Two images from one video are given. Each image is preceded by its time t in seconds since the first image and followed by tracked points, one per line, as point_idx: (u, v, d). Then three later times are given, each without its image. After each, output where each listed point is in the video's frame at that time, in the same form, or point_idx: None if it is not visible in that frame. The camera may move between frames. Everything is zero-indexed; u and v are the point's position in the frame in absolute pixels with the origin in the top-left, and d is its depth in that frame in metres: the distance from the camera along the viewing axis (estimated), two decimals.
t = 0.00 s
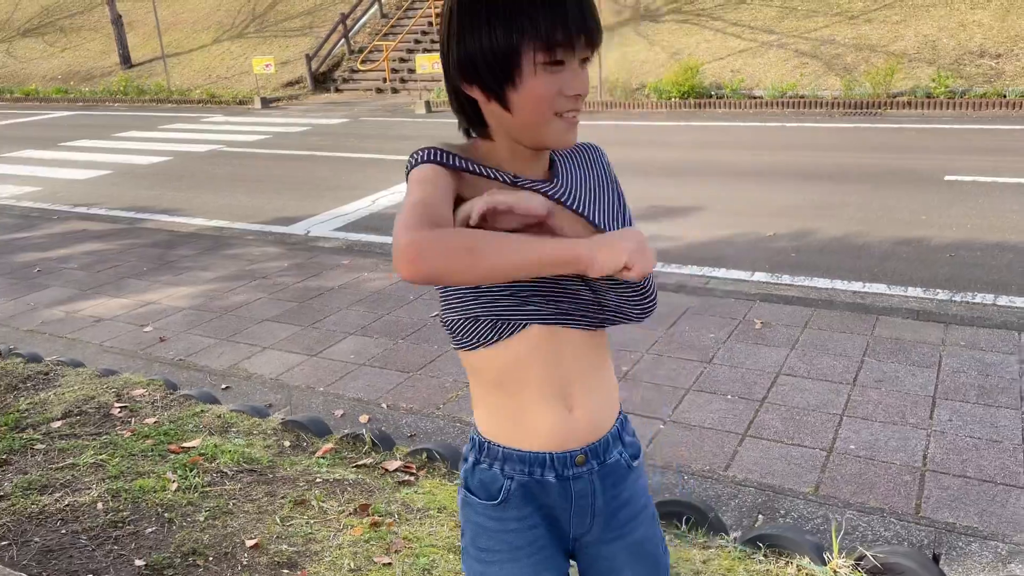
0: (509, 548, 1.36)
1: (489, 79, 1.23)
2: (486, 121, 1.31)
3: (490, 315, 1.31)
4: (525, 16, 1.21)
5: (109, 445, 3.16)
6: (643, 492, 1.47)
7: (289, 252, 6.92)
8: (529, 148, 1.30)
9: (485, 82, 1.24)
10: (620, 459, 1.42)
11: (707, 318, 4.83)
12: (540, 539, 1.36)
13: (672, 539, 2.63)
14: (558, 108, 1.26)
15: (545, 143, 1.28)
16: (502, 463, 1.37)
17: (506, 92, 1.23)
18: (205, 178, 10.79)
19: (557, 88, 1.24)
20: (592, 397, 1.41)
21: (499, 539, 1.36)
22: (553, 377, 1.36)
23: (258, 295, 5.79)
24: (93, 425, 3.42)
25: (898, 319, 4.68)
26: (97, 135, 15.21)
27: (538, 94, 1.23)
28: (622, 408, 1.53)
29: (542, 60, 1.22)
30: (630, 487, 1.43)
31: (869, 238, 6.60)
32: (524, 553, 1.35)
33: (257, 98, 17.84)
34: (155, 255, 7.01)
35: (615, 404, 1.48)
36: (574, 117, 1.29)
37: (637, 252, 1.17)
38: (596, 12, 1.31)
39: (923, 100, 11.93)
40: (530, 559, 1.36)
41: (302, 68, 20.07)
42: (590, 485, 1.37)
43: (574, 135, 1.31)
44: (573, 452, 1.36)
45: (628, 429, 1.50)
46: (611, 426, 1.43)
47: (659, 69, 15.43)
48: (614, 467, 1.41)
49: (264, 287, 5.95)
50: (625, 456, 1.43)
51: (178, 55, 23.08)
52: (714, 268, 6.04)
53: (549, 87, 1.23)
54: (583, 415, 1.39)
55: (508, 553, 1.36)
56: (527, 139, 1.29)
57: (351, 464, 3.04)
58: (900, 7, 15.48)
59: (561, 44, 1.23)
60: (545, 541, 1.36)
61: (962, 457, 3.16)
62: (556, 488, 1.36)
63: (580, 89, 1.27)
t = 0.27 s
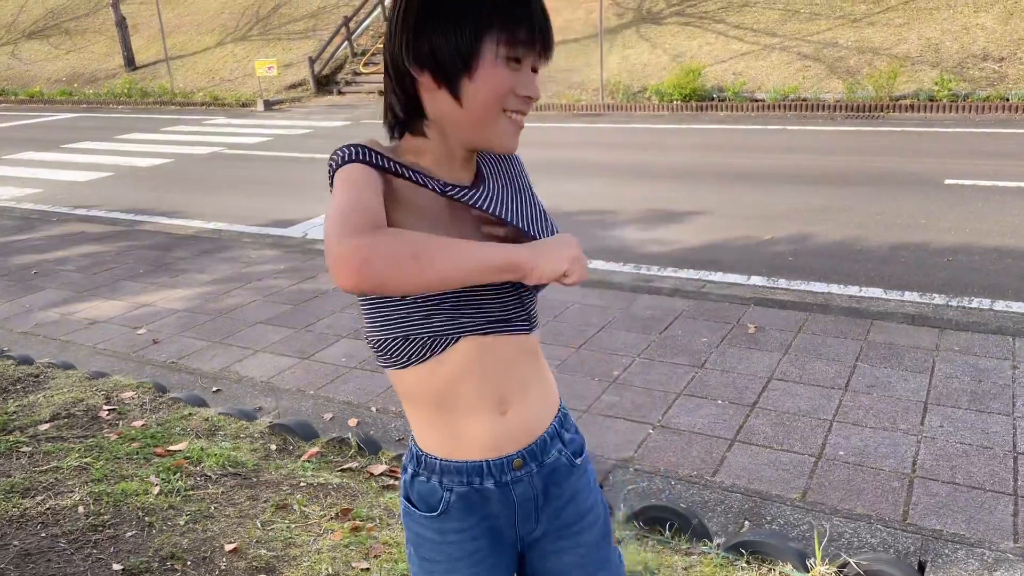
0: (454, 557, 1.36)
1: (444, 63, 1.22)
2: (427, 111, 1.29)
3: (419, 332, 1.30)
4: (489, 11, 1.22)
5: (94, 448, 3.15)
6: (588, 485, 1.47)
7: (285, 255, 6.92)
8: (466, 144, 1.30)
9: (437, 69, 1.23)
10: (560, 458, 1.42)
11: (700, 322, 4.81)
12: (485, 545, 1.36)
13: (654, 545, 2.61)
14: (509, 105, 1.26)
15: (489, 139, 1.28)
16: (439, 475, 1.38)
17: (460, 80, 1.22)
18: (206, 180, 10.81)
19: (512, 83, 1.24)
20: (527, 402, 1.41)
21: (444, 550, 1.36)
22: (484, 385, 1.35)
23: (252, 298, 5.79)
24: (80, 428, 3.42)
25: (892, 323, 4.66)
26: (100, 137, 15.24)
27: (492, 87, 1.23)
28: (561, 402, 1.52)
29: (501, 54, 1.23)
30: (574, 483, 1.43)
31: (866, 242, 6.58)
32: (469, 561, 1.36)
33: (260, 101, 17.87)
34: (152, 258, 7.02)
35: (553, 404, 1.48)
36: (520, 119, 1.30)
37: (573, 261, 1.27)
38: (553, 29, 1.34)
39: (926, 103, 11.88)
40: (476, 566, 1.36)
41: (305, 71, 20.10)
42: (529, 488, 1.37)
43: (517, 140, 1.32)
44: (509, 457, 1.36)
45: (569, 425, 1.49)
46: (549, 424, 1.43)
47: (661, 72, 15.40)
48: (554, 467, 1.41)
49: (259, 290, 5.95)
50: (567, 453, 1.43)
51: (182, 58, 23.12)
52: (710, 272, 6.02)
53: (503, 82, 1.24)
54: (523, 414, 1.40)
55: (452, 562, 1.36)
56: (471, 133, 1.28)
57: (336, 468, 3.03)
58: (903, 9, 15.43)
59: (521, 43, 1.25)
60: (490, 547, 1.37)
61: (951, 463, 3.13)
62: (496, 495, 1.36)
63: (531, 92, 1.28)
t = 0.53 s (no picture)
0: (405, 541, 1.41)
1: (398, 63, 1.27)
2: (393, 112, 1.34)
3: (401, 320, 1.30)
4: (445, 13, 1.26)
5: (88, 447, 3.17)
6: (557, 519, 1.43)
7: (288, 256, 6.94)
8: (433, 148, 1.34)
9: (396, 69, 1.28)
10: (524, 483, 1.40)
11: (699, 325, 4.80)
12: (434, 539, 1.39)
13: (643, 547, 2.61)
14: (465, 107, 1.30)
15: (452, 143, 1.32)
16: (403, 458, 1.44)
17: (416, 80, 1.28)
18: (212, 182, 10.85)
19: (468, 84, 1.28)
20: (498, 424, 1.40)
21: (399, 529, 1.42)
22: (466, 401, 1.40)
23: (254, 299, 5.81)
24: (76, 427, 3.43)
25: (892, 328, 4.63)
26: (108, 139, 15.34)
27: (447, 88, 1.27)
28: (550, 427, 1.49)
29: (457, 55, 1.27)
30: (537, 511, 1.40)
31: (869, 246, 6.55)
32: (417, 549, 1.40)
33: (268, 104, 17.94)
34: (156, 259, 7.05)
35: (535, 430, 1.45)
36: (483, 122, 1.33)
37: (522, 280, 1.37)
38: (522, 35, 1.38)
39: (934, 108, 11.84)
40: (422, 555, 1.40)
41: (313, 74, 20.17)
42: (483, 501, 1.38)
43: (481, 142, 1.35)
44: (468, 468, 1.38)
45: (549, 453, 1.46)
46: (521, 449, 1.41)
47: (668, 75, 15.38)
48: (514, 490, 1.39)
49: (261, 291, 5.97)
50: (534, 480, 1.41)
51: (192, 61, 23.24)
52: (711, 276, 6.00)
53: (460, 84, 1.28)
54: (491, 435, 1.39)
55: (403, 547, 1.42)
56: (435, 138, 1.32)
57: (328, 468, 3.03)
58: (911, 14, 15.38)
59: (476, 43, 1.28)
60: (440, 542, 1.39)
61: (945, 468, 3.12)
62: (447, 496, 1.38)
63: (492, 95, 1.31)
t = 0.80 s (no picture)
0: (414, 522, 1.49)
1: (396, 63, 1.41)
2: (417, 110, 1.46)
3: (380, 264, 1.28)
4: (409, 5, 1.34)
5: (92, 444, 3.21)
6: (559, 511, 1.44)
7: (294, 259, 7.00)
8: (444, 142, 1.38)
9: (399, 68, 1.42)
10: (528, 472, 1.42)
11: (700, 330, 4.82)
12: (439, 520, 1.46)
13: (636, 547, 2.63)
14: (440, 89, 1.33)
15: (439, 127, 1.35)
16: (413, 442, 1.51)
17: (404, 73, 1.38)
18: (220, 186, 10.94)
19: (438, 65, 1.33)
20: (504, 411, 1.40)
21: (409, 510, 1.50)
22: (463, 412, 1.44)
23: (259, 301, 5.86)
24: (81, 425, 3.48)
25: (893, 333, 4.64)
26: (119, 143, 15.46)
27: (420, 74, 1.35)
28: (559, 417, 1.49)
29: (421, 41, 1.34)
30: (539, 502, 1.42)
31: (874, 252, 6.55)
32: (426, 530, 1.47)
33: (278, 109, 18.07)
34: (163, 261, 7.12)
35: (543, 420, 1.46)
36: (466, 101, 1.33)
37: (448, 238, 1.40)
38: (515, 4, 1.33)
39: (941, 115, 11.82)
40: (429, 535, 1.47)
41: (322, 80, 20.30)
42: (485, 487, 1.42)
43: (472, 119, 1.34)
44: (471, 451, 1.42)
45: (556, 444, 1.47)
46: (528, 437, 1.43)
47: (675, 82, 15.42)
48: (518, 478, 1.41)
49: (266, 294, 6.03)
50: (537, 469, 1.42)
51: (203, 66, 23.42)
52: (714, 281, 6.02)
53: (430, 67, 1.34)
54: (494, 421, 1.41)
55: (411, 524, 1.49)
56: (424, 120, 1.38)
57: (328, 467, 3.06)
58: (919, 21, 15.36)
59: (435, 25, 1.32)
60: (446, 524, 1.46)
61: (941, 472, 3.13)
62: (452, 480, 1.44)
63: (463, 72, 1.32)
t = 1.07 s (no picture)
0: (408, 536, 1.47)
1: (419, 74, 1.43)
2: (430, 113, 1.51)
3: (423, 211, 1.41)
4: (448, 23, 1.38)
5: (97, 444, 3.25)
6: (551, 506, 1.52)
7: (300, 264, 7.04)
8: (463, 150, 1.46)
9: (422, 76, 1.45)
10: (524, 472, 1.49)
11: (703, 336, 4.83)
12: (436, 531, 1.46)
13: (634, 549, 2.65)
14: (476, 108, 1.41)
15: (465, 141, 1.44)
16: (403, 455, 1.50)
17: (433, 85, 1.42)
18: (229, 191, 11.01)
19: (477, 87, 1.40)
20: (501, 414, 1.47)
21: (401, 525, 1.48)
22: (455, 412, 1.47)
23: (265, 305, 5.91)
24: (87, 426, 3.52)
25: (895, 340, 4.65)
26: (129, 149, 15.59)
27: (453, 92, 1.40)
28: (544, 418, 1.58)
29: (459, 59, 1.39)
30: (534, 501, 1.50)
31: (879, 260, 6.55)
32: (421, 543, 1.46)
33: (287, 115, 18.17)
34: (171, 265, 7.18)
35: (531, 421, 1.53)
36: (498, 118, 1.43)
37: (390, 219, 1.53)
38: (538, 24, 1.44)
39: (949, 124, 11.81)
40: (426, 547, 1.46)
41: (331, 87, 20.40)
42: (484, 490, 1.46)
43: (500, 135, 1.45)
44: (469, 456, 1.45)
45: (545, 444, 1.55)
46: (521, 438, 1.50)
47: (682, 90, 15.45)
48: (515, 479, 1.47)
49: (272, 298, 6.07)
50: (532, 468, 1.50)
51: (213, 73, 23.58)
52: (718, 287, 6.03)
53: (463, 86, 1.40)
54: (491, 424, 1.46)
55: (406, 537, 1.48)
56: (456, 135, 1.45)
57: (329, 469, 3.09)
58: (927, 30, 15.36)
59: (477, 46, 1.38)
60: (443, 532, 1.47)
61: (941, 478, 3.13)
62: (450, 487, 1.46)
63: (499, 92, 1.40)
